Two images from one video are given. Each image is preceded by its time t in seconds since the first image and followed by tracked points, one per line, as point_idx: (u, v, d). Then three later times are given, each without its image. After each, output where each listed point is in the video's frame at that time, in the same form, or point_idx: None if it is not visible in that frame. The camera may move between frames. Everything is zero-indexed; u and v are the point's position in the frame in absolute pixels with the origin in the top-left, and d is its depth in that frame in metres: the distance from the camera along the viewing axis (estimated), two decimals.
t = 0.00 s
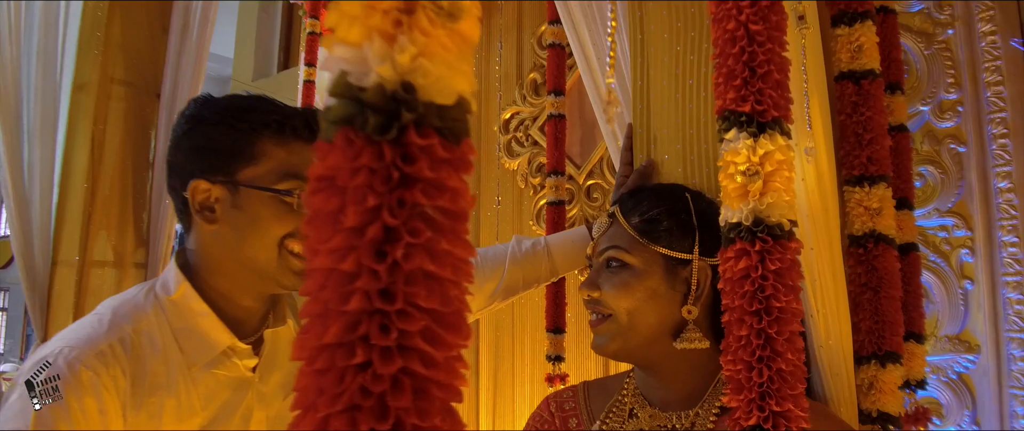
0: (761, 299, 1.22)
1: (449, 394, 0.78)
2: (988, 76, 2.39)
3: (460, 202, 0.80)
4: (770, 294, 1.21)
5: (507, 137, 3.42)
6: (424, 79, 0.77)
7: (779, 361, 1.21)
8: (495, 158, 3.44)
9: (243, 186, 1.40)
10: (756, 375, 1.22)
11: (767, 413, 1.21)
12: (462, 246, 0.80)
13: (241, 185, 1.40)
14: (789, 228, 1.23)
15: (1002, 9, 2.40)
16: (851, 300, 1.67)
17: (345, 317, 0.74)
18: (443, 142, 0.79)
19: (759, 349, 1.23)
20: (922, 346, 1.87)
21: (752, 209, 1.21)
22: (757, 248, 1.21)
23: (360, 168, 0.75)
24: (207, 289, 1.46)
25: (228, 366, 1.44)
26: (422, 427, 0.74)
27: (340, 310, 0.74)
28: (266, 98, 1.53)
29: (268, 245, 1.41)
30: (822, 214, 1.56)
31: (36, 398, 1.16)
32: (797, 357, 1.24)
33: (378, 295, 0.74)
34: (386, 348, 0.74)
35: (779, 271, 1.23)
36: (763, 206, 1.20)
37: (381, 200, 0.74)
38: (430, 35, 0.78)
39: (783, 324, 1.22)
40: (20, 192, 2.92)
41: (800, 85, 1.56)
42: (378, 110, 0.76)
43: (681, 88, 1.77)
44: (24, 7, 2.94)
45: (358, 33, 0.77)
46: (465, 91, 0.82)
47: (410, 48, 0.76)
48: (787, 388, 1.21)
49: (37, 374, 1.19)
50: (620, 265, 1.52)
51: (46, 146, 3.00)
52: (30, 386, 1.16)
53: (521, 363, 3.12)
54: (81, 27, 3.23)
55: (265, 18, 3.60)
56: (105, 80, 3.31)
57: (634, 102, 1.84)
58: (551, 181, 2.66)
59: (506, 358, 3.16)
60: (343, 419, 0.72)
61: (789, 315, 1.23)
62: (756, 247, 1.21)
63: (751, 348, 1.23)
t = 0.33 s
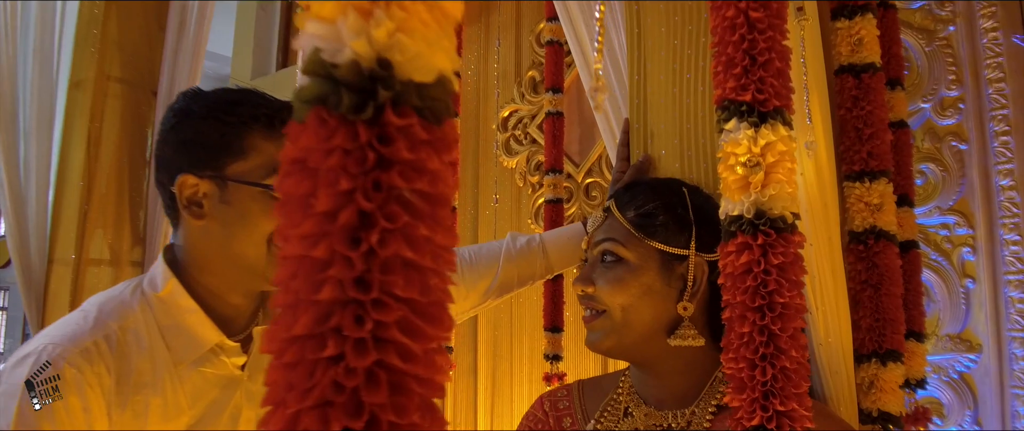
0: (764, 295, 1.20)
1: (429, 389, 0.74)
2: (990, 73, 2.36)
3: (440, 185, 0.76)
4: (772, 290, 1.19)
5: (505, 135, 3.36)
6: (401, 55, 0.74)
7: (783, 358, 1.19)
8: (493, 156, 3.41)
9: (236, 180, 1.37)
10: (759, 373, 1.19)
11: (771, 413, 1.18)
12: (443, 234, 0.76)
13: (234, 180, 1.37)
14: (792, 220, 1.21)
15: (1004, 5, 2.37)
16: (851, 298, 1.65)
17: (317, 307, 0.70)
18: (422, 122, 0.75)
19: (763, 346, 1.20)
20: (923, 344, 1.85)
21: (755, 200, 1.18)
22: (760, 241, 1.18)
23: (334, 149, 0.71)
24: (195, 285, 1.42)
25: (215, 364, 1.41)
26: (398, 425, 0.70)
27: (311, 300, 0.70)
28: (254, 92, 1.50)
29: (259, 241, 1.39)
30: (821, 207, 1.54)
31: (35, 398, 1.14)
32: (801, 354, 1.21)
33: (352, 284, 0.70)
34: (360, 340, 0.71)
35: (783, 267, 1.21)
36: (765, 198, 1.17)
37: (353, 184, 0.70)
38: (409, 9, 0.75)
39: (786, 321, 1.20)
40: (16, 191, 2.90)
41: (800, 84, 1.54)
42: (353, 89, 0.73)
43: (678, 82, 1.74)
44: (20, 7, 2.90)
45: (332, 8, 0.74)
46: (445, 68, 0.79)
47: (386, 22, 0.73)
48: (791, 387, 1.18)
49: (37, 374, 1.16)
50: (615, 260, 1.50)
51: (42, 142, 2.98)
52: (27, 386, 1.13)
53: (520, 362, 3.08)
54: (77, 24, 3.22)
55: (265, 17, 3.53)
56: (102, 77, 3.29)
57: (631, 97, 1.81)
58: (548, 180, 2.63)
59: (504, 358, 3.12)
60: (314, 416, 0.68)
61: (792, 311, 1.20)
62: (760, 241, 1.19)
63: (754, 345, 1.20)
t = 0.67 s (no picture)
0: (769, 289, 1.16)
1: (399, 384, 0.71)
2: (993, 67, 2.31)
3: (414, 161, 0.72)
4: (778, 283, 1.16)
5: (504, 132, 3.37)
6: (370, 21, 0.71)
7: (789, 355, 1.16)
8: (491, 154, 3.37)
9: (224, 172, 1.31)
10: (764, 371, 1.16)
11: (777, 412, 1.15)
12: (417, 215, 0.73)
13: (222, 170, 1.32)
14: (797, 211, 1.17)
15: None
16: (852, 294, 1.61)
17: (278, 294, 0.67)
18: (392, 92, 0.71)
19: (767, 342, 1.17)
20: (924, 342, 1.82)
21: (759, 190, 1.14)
22: (765, 234, 1.15)
23: (295, 121, 0.67)
24: (180, 279, 1.38)
25: (201, 361, 1.35)
26: (366, 424, 0.67)
27: (272, 287, 0.67)
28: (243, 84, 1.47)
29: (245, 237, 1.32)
30: (819, 199, 1.51)
31: (35, 398, 1.11)
32: (807, 351, 1.19)
33: (316, 269, 0.67)
34: (324, 330, 0.67)
35: (789, 259, 1.17)
36: (770, 187, 1.14)
37: (316, 161, 0.67)
38: None
39: (793, 316, 1.17)
40: (12, 189, 3.02)
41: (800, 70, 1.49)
42: (317, 55, 0.69)
43: (675, 74, 1.69)
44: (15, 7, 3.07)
45: None
46: (421, 37, 0.75)
47: None
48: (798, 385, 1.15)
49: (37, 373, 1.12)
50: (609, 255, 1.46)
51: (38, 142, 3.08)
52: (23, 383, 1.10)
53: (520, 362, 3.05)
54: (73, 24, 3.22)
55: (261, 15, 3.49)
56: (98, 75, 3.26)
57: (628, 90, 1.79)
58: (547, 177, 2.56)
59: (503, 357, 3.08)
60: (272, 415, 0.65)
61: (799, 306, 1.17)
62: (763, 233, 1.15)
63: (760, 341, 1.17)
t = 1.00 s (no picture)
0: (770, 284, 1.13)
1: (375, 383, 0.65)
2: (998, 63, 2.28)
3: (392, 133, 0.67)
4: (780, 278, 1.12)
5: (504, 131, 3.29)
6: None
7: (792, 352, 1.12)
8: (491, 154, 3.31)
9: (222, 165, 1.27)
10: (766, 369, 1.12)
11: (780, 411, 1.11)
12: (395, 194, 0.67)
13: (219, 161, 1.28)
14: (798, 204, 1.14)
15: None
16: (855, 291, 1.57)
17: (239, 282, 0.61)
18: (368, 57, 0.66)
19: (770, 340, 1.13)
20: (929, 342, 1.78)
21: (759, 182, 1.11)
22: (766, 228, 1.12)
23: (259, 88, 0.62)
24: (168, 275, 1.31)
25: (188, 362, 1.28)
26: (338, 428, 0.61)
27: (234, 272, 0.61)
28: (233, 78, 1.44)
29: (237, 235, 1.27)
30: (821, 192, 1.47)
31: (35, 398, 1.07)
32: (810, 348, 1.15)
33: (281, 252, 0.61)
34: (290, 322, 0.62)
35: (790, 254, 1.14)
36: (771, 179, 1.11)
37: (282, 132, 0.61)
38: None
39: (795, 312, 1.13)
40: (12, 190, 3.00)
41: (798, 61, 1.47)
42: (284, 17, 0.64)
43: (674, 67, 1.64)
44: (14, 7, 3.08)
45: None
46: None
47: None
48: (801, 383, 1.12)
49: (36, 373, 1.09)
50: (604, 251, 1.43)
51: (37, 142, 3.06)
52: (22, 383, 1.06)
53: (521, 362, 3.01)
54: (72, 23, 3.15)
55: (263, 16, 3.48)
56: (97, 74, 3.18)
57: (626, 84, 1.75)
58: (547, 175, 2.52)
59: (504, 357, 3.05)
60: (233, 418, 0.60)
61: (802, 301, 1.14)
62: (764, 227, 1.12)
63: (761, 339, 1.13)
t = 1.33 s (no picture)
0: (769, 283, 1.10)
1: (340, 388, 0.58)
2: (1004, 59, 2.26)
3: (363, 114, 0.60)
4: (779, 278, 1.09)
5: (506, 129, 3.25)
6: None
7: (791, 353, 1.09)
8: (494, 153, 3.28)
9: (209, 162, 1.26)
10: (764, 370, 1.09)
11: (778, 414, 1.08)
12: (366, 181, 0.60)
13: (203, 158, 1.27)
14: (798, 201, 1.12)
15: None
16: (857, 291, 1.55)
17: (191, 278, 0.54)
18: (336, 33, 0.58)
19: (768, 340, 1.10)
20: (934, 343, 1.74)
21: (758, 179, 1.09)
22: (765, 226, 1.09)
23: (214, 66, 0.55)
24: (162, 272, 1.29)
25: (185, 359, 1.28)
26: None
27: (185, 267, 0.54)
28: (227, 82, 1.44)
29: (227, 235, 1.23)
30: (822, 190, 1.44)
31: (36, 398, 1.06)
32: (809, 349, 1.12)
33: (237, 243, 0.54)
34: (247, 321, 0.54)
35: (790, 252, 1.11)
36: (770, 176, 1.09)
37: (240, 115, 0.54)
38: None
39: (794, 312, 1.10)
40: (13, 188, 3.00)
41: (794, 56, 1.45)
42: None
43: (672, 63, 1.62)
44: (15, 6, 3.08)
45: None
46: None
47: None
48: (800, 385, 1.09)
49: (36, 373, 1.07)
50: (600, 250, 1.40)
51: (38, 140, 3.05)
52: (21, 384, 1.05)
53: (523, 362, 2.97)
54: (72, 23, 3.13)
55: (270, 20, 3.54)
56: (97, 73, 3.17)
57: (625, 80, 1.72)
58: (547, 174, 2.50)
59: (505, 356, 3.01)
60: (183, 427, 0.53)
61: (801, 301, 1.11)
62: (763, 226, 1.09)
63: (760, 339, 1.10)
